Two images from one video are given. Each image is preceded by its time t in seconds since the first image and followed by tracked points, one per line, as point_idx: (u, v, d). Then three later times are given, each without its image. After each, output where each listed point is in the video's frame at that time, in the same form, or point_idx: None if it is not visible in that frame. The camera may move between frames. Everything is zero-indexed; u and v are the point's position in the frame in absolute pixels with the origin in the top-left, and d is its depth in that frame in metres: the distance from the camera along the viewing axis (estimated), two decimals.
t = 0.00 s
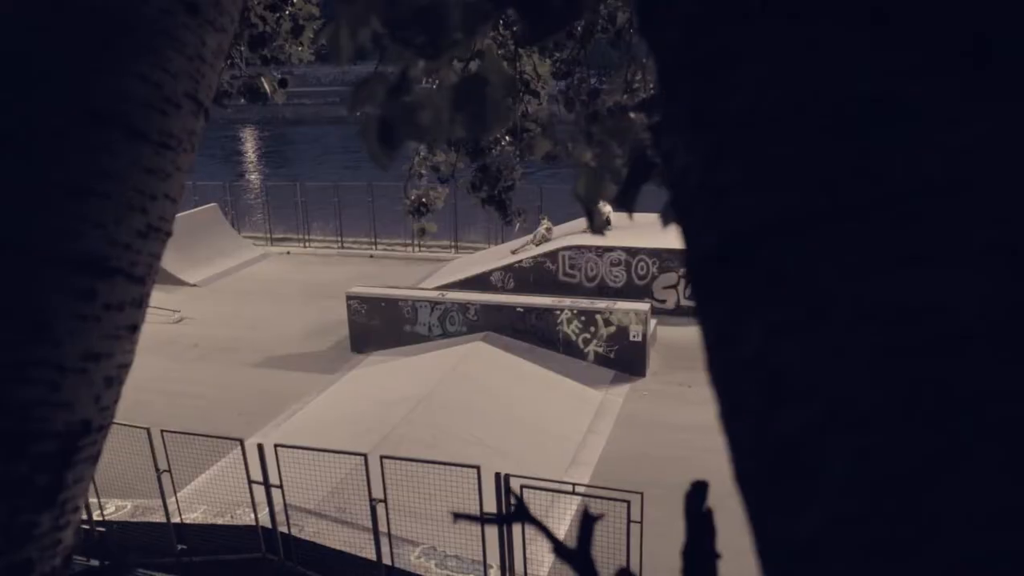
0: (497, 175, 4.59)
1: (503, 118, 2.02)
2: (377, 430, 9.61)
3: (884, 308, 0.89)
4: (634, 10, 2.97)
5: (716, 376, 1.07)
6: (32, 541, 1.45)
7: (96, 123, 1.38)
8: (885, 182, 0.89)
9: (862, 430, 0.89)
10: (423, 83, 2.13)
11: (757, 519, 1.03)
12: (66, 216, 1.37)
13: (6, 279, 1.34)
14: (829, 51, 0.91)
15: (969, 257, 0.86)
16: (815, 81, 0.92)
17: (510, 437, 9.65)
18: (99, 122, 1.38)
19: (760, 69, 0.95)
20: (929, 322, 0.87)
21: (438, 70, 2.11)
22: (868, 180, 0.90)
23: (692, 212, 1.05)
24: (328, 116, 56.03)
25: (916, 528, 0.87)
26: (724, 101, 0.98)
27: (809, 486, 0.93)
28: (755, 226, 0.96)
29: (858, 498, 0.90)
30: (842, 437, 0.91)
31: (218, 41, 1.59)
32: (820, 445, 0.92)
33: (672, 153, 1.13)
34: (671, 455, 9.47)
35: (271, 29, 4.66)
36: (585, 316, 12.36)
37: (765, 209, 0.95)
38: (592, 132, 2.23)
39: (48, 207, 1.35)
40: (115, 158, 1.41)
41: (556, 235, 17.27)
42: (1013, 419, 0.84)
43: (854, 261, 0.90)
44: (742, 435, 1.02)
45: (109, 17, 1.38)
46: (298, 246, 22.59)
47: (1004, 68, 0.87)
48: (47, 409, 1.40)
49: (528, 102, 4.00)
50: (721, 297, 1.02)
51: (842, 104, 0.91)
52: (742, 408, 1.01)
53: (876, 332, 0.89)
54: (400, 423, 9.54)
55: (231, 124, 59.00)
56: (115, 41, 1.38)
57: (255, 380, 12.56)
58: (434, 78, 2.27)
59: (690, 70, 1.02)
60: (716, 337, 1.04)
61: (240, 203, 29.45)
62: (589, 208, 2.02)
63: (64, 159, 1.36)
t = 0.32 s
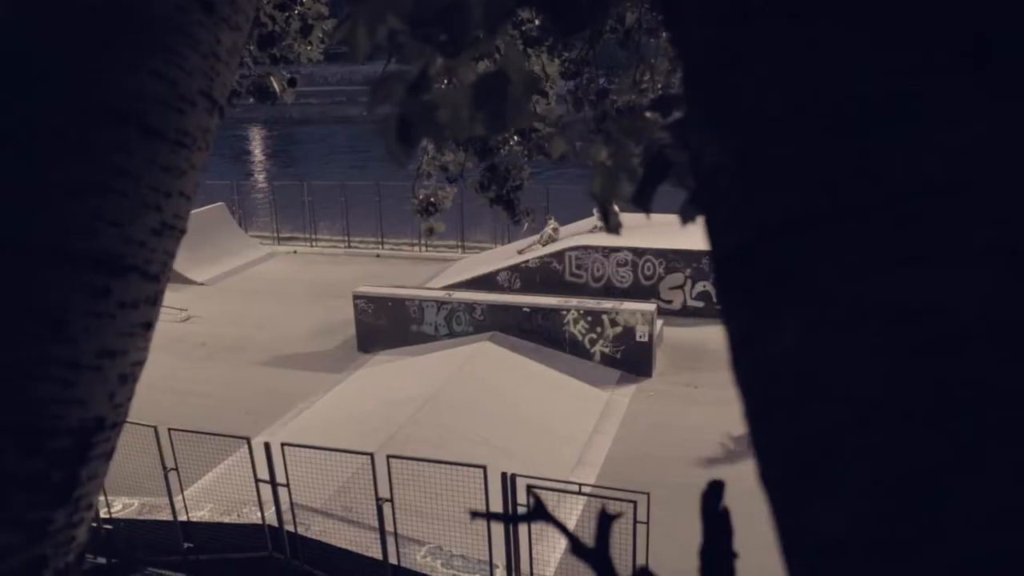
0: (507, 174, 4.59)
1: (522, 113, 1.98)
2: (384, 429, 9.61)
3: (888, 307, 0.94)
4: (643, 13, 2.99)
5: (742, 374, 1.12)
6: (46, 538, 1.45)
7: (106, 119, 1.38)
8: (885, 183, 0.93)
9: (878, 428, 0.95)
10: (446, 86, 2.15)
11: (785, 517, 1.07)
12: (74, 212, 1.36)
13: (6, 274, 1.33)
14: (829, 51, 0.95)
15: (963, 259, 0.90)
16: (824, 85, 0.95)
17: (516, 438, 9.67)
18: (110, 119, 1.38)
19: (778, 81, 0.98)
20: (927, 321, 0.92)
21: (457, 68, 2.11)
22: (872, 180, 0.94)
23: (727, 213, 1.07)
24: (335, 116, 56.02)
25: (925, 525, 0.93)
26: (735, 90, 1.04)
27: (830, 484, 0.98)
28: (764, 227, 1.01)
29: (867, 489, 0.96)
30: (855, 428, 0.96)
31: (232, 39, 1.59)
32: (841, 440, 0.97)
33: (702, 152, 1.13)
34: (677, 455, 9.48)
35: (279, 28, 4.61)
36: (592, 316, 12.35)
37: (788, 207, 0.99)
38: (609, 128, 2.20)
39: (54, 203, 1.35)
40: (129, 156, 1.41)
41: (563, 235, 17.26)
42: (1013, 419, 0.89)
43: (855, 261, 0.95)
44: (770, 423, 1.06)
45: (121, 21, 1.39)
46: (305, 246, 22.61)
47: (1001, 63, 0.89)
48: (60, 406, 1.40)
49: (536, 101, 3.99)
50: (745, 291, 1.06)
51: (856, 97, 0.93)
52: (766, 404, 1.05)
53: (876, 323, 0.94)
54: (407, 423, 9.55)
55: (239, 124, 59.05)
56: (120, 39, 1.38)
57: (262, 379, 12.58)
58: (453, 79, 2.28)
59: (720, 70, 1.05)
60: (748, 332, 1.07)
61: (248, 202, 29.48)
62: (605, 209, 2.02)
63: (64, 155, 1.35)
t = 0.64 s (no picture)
0: (512, 174, 4.61)
1: (538, 117, 2.05)
2: (387, 429, 9.60)
3: (909, 305, 0.95)
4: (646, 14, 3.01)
5: (766, 380, 1.13)
6: (57, 536, 1.45)
7: (113, 117, 1.38)
8: (885, 187, 0.96)
9: (902, 428, 0.95)
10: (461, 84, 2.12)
11: (805, 518, 1.08)
12: (83, 210, 1.36)
13: (10, 271, 1.35)
14: (841, 51, 0.99)
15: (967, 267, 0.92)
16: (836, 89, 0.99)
17: (521, 437, 9.67)
18: (119, 115, 1.38)
19: (787, 83, 1.03)
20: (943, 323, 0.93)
21: (472, 70, 2.10)
22: (879, 165, 0.96)
23: (742, 220, 1.11)
24: (340, 116, 56.04)
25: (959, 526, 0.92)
26: (744, 89, 1.08)
27: (857, 489, 0.98)
28: (791, 232, 1.03)
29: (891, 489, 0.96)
30: (886, 425, 0.96)
31: (245, 38, 1.59)
32: (873, 447, 0.96)
33: (720, 154, 1.17)
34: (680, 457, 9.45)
35: (287, 28, 4.63)
36: (596, 317, 12.34)
37: (812, 207, 1.00)
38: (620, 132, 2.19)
39: (64, 197, 1.35)
40: (143, 154, 1.42)
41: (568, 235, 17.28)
42: None
43: (876, 261, 0.97)
44: (791, 421, 1.07)
45: (132, 20, 1.40)
46: (310, 245, 22.63)
47: (988, 79, 0.94)
48: (74, 404, 1.41)
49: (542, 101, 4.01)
50: (761, 290, 1.09)
51: (853, 92, 0.98)
52: (789, 410, 1.06)
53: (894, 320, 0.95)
54: (410, 423, 9.54)
55: (244, 124, 59.12)
56: (123, 43, 1.38)
57: (267, 378, 12.59)
58: (464, 77, 2.26)
59: (740, 72, 1.08)
60: (760, 335, 1.12)
61: (253, 203, 29.52)
62: (618, 209, 2.03)
63: (70, 152, 1.36)
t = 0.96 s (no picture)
0: (520, 174, 4.61)
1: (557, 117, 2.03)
2: (393, 429, 9.60)
3: (912, 304, 0.97)
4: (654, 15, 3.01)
5: (789, 380, 1.14)
6: (68, 534, 1.45)
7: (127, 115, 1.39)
8: (896, 188, 0.97)
9: (905, 429, 0.98)
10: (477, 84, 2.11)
11: (829, 514, 1.09)
12: (94, 208, 1.37)
13: (14, 272, 1.35)
14: (839, 51, 0.99)
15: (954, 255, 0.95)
16: (847, 93, 0.99)
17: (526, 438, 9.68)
18: (136, 113, 1.39)
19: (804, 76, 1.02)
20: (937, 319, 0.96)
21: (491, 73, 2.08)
22: (878, 164, 0.98)
23: (770, 222, 1.10)
24: (346, 116, 56.07)
25: (967, 528, 0.95)
26: (774, 84, 1.06)
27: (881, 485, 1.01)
28: (800, 236, 1.04)
29: (908, 482, 0.98)
30: (894, 428, 0.99)
31: (259, 36, 1.59)
32: (891, 449, 0.99)
33: (750, 154, 1.15)
34: (684, 459, 9.41)
35: (295, 27, 4.63)
36: (602, 318, 12.36)
37: (828, 210, 1.01)
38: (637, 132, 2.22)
39: (79, 196, 1.36)
40: (158, 152, 1.42)
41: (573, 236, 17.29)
42: None
43: (878, 259, 0.99)
44: (817, 424, 1.07)
45: (162, 24, 1.41)
46: (315, 245, 22.64)
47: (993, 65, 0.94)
48: (86, 403, 1.40)
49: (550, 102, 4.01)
50: (788, 295, 1.08)
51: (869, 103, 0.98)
52: (813, 408, 1.07)
53: (898, 322, 0.98)
54: (415, 423, 9.55)
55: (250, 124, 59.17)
56: (134, 45, 1.39)
57: (272, 377, 12.60)
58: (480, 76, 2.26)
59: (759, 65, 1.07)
60: (787, 340, 1.11)
61: (258, 202, 29.54)
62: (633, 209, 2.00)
63: (82, 152, 1.37)
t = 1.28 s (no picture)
0: (526, 175, 4.60)
1: (572, 118, 2.03)
2: (397, 429, 9.62)
3: (931, 302, 0.97)
4: (663, 18, 3.00)
5: (809, 382, 1.14)
6: (79, 531, 1.46)
7: (147, 114, 1.39)
8: (922, 186, 0.97)
9: (936, 433, 0.96)
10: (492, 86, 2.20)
11: (846, 516, 1.09)
12: (107, 206, 1.37)
13: (25, 271, 1.36)
14: (852, 52, 1.02)
15: (964, 256, 0.95)
16: (852, 94, 1.02)
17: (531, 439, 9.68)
18: (150, 112, 1.39)
19: (805, 86, 1.07)
20: (946, 313, 0.96)
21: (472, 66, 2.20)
22: (881, 176, 0.99)
23: (788, 224, 1.12)
24: (352, 116, 56.10)
25: (1001, 533, 0.93)
26: (785, 87, 1.11)
27: (903, 489, 0.99)
28: (819, 236, 1.06)
29: (925, 485, 0.97)
30: (918, 435, 0.97)
31: (269, 36, 1.59)
32: (918, 453, 0.97)
33: (768, 155, 1.17)
34: (688, 461, 9.41)
35: (303, 28, 4.63)
36: (606, 319, 12.35)
37: (853, 210, 1.02)
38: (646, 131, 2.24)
39: (88, 194, 1.36)
40: (168, 151, 1.41)
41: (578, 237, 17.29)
42: None
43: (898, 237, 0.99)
44: (835, 428, 1.08)
45: (160, 16, 1.40)
46: (320, 245, 22.66)
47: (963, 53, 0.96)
48: (95, 402, 1.41)
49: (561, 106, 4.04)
50: (812, 298, 1.09)
51: (885, 105, 0.99)
52: (833, 414, 1.08)
53: (904, 326, 0.99)
54: (419, 423, 9.56)
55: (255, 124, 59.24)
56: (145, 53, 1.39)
57: (277, 377, 12.62)
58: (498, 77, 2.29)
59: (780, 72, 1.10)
60: (808, 343, 1.12)
61: (264, 202, 29.56)
62: (645, 211, 2.00)
63: (92, 151, 1.37)
